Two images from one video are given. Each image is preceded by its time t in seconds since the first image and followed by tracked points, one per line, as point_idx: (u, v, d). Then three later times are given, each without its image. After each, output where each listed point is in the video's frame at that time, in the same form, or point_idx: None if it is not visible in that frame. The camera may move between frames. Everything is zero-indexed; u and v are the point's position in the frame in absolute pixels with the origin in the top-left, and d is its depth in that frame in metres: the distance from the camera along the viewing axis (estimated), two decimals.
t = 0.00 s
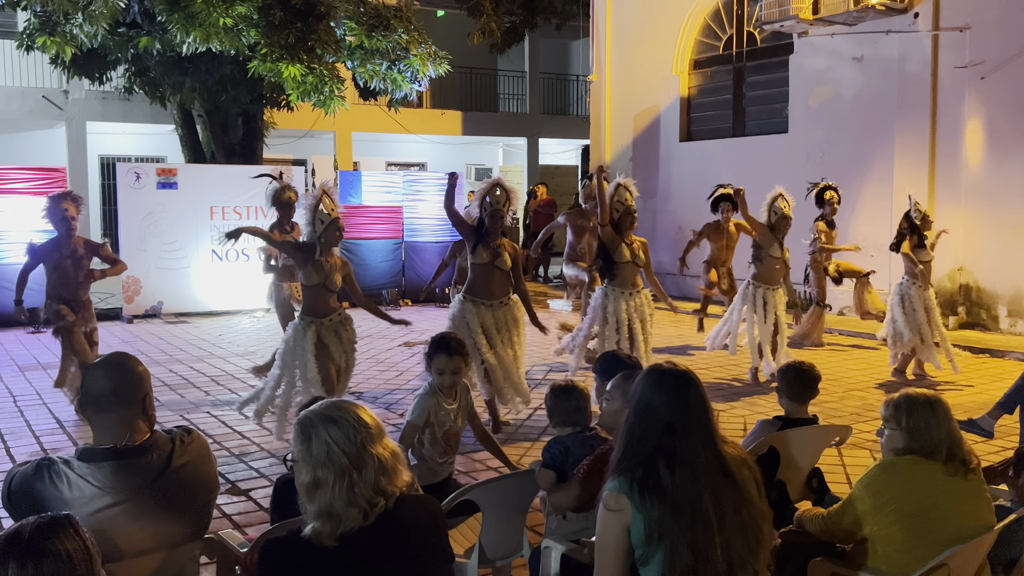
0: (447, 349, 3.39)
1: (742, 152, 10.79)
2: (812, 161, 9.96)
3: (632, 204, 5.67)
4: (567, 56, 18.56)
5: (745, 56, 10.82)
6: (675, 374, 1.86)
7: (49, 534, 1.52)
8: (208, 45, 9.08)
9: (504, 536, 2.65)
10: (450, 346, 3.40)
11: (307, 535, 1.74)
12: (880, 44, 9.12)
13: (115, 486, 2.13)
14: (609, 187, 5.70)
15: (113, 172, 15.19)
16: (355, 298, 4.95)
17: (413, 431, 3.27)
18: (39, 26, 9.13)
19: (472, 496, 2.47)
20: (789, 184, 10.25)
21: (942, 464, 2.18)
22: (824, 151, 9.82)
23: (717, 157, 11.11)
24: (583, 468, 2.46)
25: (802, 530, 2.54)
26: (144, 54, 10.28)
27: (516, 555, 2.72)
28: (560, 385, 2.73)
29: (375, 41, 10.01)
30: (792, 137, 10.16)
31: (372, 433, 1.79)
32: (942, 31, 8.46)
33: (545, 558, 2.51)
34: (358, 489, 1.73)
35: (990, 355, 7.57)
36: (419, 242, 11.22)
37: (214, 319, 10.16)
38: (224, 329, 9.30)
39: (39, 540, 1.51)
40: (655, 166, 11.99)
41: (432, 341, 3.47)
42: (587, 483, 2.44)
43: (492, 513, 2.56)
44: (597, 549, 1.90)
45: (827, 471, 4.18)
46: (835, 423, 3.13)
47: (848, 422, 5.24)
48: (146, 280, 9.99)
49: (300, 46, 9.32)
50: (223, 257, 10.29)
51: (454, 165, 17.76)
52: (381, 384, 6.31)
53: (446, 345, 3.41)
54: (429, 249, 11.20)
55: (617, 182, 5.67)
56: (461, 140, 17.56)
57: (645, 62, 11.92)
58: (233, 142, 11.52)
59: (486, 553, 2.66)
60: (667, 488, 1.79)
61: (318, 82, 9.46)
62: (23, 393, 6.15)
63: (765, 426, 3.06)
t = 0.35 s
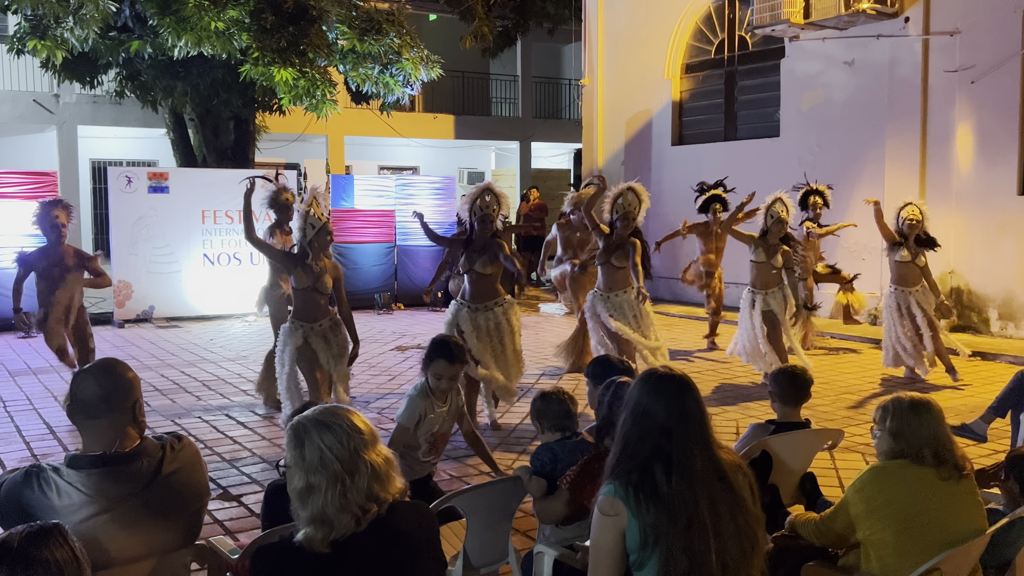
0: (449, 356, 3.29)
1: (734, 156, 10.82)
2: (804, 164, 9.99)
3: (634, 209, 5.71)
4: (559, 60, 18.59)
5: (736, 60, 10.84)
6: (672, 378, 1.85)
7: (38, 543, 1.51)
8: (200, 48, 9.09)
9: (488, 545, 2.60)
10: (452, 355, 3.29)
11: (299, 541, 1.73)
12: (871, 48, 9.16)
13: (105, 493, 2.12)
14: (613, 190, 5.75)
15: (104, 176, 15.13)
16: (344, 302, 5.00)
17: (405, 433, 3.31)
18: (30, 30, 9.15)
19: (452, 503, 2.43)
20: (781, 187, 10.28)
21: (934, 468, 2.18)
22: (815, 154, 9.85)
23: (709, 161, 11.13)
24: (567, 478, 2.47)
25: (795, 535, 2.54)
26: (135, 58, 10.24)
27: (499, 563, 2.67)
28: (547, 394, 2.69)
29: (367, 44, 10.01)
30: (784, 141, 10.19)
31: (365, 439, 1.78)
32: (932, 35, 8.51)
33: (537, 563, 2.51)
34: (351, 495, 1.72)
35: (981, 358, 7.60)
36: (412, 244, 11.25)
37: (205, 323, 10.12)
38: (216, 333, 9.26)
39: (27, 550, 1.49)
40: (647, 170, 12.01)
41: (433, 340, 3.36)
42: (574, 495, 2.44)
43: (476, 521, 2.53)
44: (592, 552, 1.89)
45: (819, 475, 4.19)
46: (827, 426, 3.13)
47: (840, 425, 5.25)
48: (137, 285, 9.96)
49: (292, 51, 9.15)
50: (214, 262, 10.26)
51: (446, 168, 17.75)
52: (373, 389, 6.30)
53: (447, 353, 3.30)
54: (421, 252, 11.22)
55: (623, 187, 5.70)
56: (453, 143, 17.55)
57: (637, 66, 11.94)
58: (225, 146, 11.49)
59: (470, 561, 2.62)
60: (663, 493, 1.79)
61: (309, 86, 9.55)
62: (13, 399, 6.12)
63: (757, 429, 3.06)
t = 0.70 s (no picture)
0: (442, 371, 3.26)
1: (730, 157, 10.83)
2: (800, 165, 10.00)
3: (611, 211, 5.70)
4: (555, 62, 18.61)
5: (732, 61, 10.86)
6: (666, 380, 1.85)
7: (32, 550, 1.50)
8: (196, 51, 9.05)
9: (484, 547, 2.56)
10: (448, 370, 3.26)
11: (295, 545, 1.72)
12: (867, 49, 9.17)
13: (101, 497, 2.11)
14: (588, 195, 5.75)
15: (100, 179, 15.11)
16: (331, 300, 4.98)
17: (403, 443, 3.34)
18: (25, 33, 9.13)
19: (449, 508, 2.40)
20: (777, 188, 10.29)
21: (930, 467, 2.18)
22: (811, 155, 9.87)
23: (705, 162, 11.14)
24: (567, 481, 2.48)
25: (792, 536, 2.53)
26: (131, 61, 10.22)
27: (496, 564, 2.63)
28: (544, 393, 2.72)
29: (363, 47, 10.03)
30: (780, 142, 10.21)
31: (360, 443, 1.78)
32: (927, 36, 8.53)
33: (534, 565, 2.51)
34: (346, 498, 1.72)
35: (978, 358, 7.61)
36: (409, 248, 11.23)
37: (202, 326, 10.11)
38: (212, 336, 9.25)
39: (22, 556, 1.48)
40: (643, 172, 12.02)
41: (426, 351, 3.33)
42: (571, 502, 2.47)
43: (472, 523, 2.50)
44: (589, 556, 1.89)
45: (816, 476, 4.19)
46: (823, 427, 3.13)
47: (837, 426, 5.26)
48: (134, 288, 9.95)
49: (288, 53, 9.27)
50: (211, 265, 10.25)
51: (443, 170, 17.75)
52: (370, 391, 6.29)
53: (437, 369, 3.27)
54: (418, 254, 11.22)
55: (599, 190, 5.70)
56: (450, 146, 17.56)
57: (633, 68, 11.96)
58: (221, 149, 11.47)
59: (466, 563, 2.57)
60: (659, 494, 1.79)
61: (306, 88, 9.55)
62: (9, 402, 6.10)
63: (754, 431, 3.06)
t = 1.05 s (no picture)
0: (439, 375, 3.26)
1: (730, 157, 10.82)
2: (800, 165, 10.00)
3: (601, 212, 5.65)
4: (555, 62, 18.61)
5: (732, 61, 10.86)
6: (661, 381, 1.86)
7: (27, 553, 1.48)
8: (196, 52, 9.05)
9: (479, 549, 2.54)
10: (446, 376, 3.26)
11: (292, 548, 1.72)
12: (866, 48, 9.17)
13: (101, 499, 2.11)
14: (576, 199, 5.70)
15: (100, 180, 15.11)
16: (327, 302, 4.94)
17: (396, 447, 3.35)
18: (25, 35, 9.12)
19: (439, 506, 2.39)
20: (777, 188, 10.29)
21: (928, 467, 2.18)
22: (811, 155, 9.86)
23: (705, 162, 11.14)
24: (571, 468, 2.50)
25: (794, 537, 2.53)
26: (131, 63, 10.22)
27: (492, 566, 2.60)
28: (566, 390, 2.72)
29: (362, 48, 10.04)
30: (780, 142, 10.21)
31: (357, 444, 1.78)
32: (927, 35, 8.51)
33: (534, 566, 2.52)
34: (343, 500, 1.72)
35: (979, 357, 7.60)
36: (409, 248, 11.20)
37: (202, 327, 10.10)
38: (212, 338, 9.24)
39: (17, 559, 1.47)
40: (643, 173, 12.02)
41: (423, 352, 3.30)
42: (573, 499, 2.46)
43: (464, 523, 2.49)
44: (587, 558, 1.89)
45: (817, 476, 4.19)
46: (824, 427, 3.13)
47: (838, 426, 5.25)
48: (134, 290, 9.95)
49: (288, 54, 9.24)
50: (211, 266, 10.25)
51: (443, 171, 17.75)
52: (371, 392, 6.29)
53: (434, 374, 3.26)
54: (418, 255, 11.16)
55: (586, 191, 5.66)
56: (450, 146, 17.56)
57: (633, 68, 11.95)
58: (221, 150, 11.47)
59: (459, 565, 2.54)
60: (656, 495, 1.78)
61: (306, 90, 9.50)
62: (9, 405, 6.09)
63: (756, 430, 3.06)
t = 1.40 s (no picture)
0: (445, 376, 3.26)
1: (731, 155, 10.81)
2: (801, 163, 9.99)
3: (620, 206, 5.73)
4: (556, 60, 18.59)
5: (733, 59, 10.84)
6: (661, 377, 1.85)
7: (25, 552, 1.47)
8: (196, 50, 9.03)
9: (474, 549, 2.56)
10: (454, 379, 3.26)
11: (291, 546, 1.72)
12: (867, 46, 9.15)
13: (99, 497, 2.11)
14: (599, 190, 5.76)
15: (101, 178, 15.11)
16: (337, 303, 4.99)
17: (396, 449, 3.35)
18: (25, 33, 9.12)
19: (431, 503, 2.38)
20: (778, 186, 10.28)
21: (929, 464, 2.18)
22: (812, 152, 9.85)
23: (705, 159, 11.13)
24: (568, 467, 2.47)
25: (794, 535, 2.53)
26: (131, 61, 10.20)
27: (485, 568, 2.60)
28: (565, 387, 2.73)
29: (363, 45, 10.03)
30: (781, 140, 10.19)
31: (356, 443, 1.78)
32: (929, 33, 8.49)
33: (535, 565, 2.51)
34: (342, 499, 1.72)
35: (980, 355, 7.59)
36: (410, 245, 11.19)
37: (203, 325, 10.10)
38: (213, 336, 9.24)
39: (14, 558, 1.46)
40: (644, 171, 12.01)
41: (423, 350, 3.32)
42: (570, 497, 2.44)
43: (461, 521, 2.49)
44: (587, 556, 1.88)
45: (817, 474, 4.18)
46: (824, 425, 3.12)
47: (839, 424, 5.24)
48: (135, 288, 9.95)
49: (289, 52, 9.29)
50: (212, 264, 10.25)
51: (444, 169, 17.74)
52: (371, 390, 6.30)
53: (438, 375, 3.27)
54: (419, 253, 11.18)
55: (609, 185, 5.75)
56: (450, 144, 17.54)
57: (634, 65, 11.94)
58: (222, 148, 11.46)
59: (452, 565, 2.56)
60: (657, 491, 1.78)
61: (306, 87, 9.54)
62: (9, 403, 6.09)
63: (755, 429, 3.05)
